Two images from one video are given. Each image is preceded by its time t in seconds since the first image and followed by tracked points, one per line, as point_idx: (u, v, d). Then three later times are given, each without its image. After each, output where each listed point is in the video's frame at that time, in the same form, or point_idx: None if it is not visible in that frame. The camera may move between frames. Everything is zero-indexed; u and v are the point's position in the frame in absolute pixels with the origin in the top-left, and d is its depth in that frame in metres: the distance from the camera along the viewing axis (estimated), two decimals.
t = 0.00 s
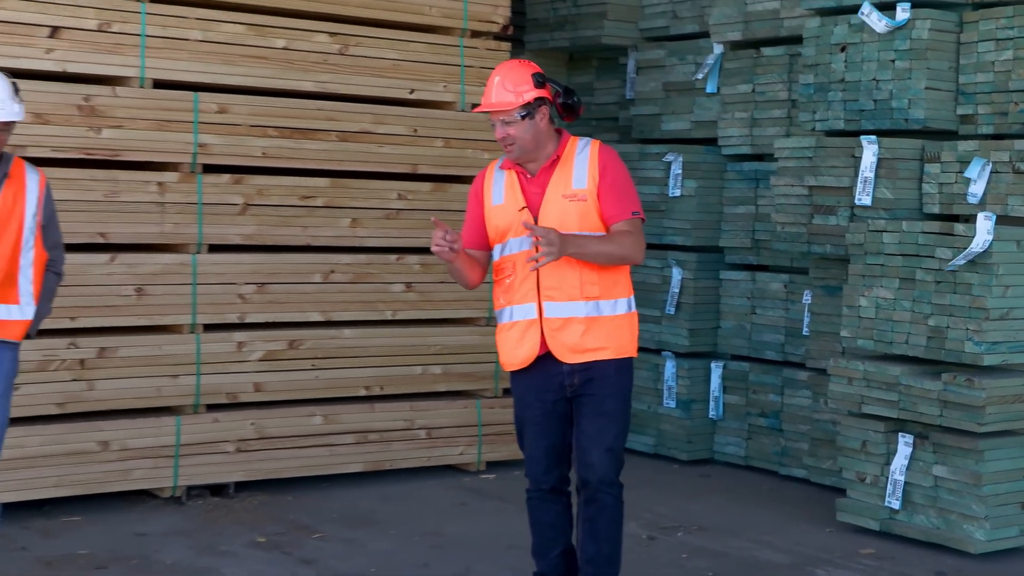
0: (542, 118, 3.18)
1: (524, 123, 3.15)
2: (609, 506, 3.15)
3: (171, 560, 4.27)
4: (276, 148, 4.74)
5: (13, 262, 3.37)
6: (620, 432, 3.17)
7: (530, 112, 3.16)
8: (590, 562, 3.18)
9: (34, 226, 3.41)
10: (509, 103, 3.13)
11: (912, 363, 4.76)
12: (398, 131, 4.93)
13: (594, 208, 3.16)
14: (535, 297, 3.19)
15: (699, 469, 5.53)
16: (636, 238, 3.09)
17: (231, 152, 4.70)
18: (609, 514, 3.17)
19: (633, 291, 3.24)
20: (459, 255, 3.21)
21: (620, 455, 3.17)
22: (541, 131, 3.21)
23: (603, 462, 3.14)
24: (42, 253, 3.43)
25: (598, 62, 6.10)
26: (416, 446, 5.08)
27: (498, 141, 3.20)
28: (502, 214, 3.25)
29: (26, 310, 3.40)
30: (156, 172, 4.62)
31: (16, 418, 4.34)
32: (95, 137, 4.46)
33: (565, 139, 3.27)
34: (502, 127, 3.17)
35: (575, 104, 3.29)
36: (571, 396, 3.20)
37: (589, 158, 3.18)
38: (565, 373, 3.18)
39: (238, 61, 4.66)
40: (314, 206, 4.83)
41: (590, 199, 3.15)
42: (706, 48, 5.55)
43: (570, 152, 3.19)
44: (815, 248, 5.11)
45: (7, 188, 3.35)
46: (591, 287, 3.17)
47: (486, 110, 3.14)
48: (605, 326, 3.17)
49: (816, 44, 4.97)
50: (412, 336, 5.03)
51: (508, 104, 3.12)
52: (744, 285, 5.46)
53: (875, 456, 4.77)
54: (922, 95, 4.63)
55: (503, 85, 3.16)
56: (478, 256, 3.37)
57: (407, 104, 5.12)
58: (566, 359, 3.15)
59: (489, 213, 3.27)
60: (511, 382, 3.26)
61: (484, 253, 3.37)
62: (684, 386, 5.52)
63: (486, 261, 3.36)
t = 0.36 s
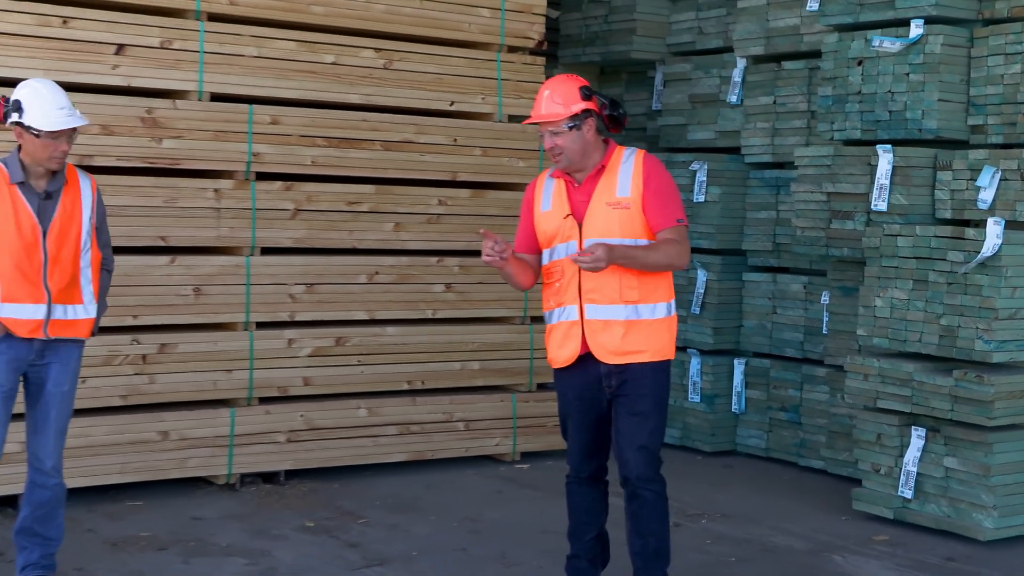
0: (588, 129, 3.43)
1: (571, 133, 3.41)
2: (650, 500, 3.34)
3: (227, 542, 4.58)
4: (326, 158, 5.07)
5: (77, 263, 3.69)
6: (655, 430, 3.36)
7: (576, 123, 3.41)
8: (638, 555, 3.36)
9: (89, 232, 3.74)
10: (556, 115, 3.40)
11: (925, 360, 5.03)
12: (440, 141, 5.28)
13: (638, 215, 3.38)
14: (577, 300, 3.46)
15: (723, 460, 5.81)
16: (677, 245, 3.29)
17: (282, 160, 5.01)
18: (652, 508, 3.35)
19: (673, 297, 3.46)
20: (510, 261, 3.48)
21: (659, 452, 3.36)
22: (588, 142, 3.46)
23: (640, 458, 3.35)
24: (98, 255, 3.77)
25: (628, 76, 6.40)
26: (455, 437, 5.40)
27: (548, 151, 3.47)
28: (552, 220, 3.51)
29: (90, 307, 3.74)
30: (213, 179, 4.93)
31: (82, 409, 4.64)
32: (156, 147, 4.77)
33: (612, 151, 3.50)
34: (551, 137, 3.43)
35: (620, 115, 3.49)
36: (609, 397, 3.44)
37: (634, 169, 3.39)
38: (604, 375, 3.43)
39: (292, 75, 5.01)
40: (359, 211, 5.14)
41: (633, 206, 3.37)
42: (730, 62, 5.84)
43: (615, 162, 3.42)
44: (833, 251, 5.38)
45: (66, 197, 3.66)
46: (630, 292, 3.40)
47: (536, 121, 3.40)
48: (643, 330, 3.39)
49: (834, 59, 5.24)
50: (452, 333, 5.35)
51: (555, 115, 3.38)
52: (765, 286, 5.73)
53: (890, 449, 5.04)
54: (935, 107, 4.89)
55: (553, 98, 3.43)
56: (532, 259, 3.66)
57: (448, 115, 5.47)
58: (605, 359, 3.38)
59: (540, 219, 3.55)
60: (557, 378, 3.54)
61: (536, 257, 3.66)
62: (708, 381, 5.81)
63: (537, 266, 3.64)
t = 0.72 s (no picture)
0: (645, 137, 3.67)
1: (627, 138, 3.65)
2: (674, 496, 3.61)
3: (266, 526, 4.91)
4: (359, 165, 5.40)
5: (110, 261, 3.89)
6: (681, 430, 3.63)
7: (634, 130, 3.64)
8: (660, 544, 3.64)
9: (116, 231, 3.94)
10: (617, 119, 3.64)
11: (925, 357, 5.33)
12: (467, 149, 5.62)
13: (681, 227, 3.59)
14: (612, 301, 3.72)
15: (733, 450, 6.13)
16: (714, 269, 3.51)
17: (319, 168, 5.35)
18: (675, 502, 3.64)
19: (709, 308, 3.66)
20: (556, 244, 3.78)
21: (683, 451, 3.63)
22: (644, 149, 3.70)
23: (665, 457, 3.62)
24: (123, 250, 4.01)
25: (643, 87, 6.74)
26: (482, 428, 5.77)
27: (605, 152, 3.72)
28: (601, 219, 3.79)
29: (122, 303, 3.95)
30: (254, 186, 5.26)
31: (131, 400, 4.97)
32: (202, 156, 5.10)
33: (667, 163, 3.72)
34: (609, 139, 3.68)
35: (678, 128, 3.69)
36: (636, 396, 3.70)
37: (681, 184, 3.60)
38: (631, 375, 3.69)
39: (327, 88, 5.35)
40: (391, 216, 5.48)
41: (678, 219, 3.59)
42: (740, 75, 6.18)
43: (666, 174, 3.65)
44: (837, 253, 5.69)
45: (98, 199, 3.84)
46: (660, 301, 3.63)
47: (597, 123, 3.65)
48: (672, 337, 3.62)
49: (838, 72, 5.55)
50: (477, 331, 5.69)
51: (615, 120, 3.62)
52: (774, 286, 6.04)
53: (891, 440, 5.35)
54: (934, 117, 5.19)
55: (618, 103, 3.66)
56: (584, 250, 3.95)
57: (475, 125, 5.84)
58: (631, 359, 3.65)
59: (593, 214, 3.84)
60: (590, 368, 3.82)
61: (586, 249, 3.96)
62: (720, 375, 6.13)
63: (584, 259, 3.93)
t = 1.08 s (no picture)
0: (671, 146, 3.99)
1: (655, 147, 3.97)
2: (686, 484, 3.96)
3: (305, 511, 5.27)
4: (393, 173, 5.77)
5: (144, 263, 4.04)
6: (691, 423, 3.95)
7: (662, 139, 3.97)
8: (673, 530, 3.98)
9: (148, 234, 4.08)
10: (646, 127, 3.96)
11: (926, 354, 5.65)
12: (493, 158, 6.00)
13: (697, 234, 3.92)
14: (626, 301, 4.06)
15: (743, 442, 6.47)
16: (725, 278, 3.84)
17: (354, 176, 5.72)
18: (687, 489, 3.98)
19: (715, 313, 3.98)
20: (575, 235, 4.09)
21: (692, 442, 3.97)
22: (669, 158, 4.03)
23: (676, 448, 3.96)
24: (154, 252, 4.15)
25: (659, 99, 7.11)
26: (506, 420, 6.15)
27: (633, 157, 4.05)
28: (623, 218, 4.12)
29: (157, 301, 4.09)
30: (293, 193, 5.60)
31: (179, 392, 5.31)
32: (245, 164, 5.45)
33: (687, 173, 4.04)
34: (638, 145, 4.00)
35: (704, 141, 4.01)
36: (647, 391, 4.03)
37: (699, 195, 3.92)
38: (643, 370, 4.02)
39: (363, 101, 5.73)
40: (422, 221, 5.85)
41: (695, 226, 3.92)
42: (751, 88, 6.56)
43: (687, 183, 3.97)
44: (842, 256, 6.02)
45: (132, 205, 4.00)
46: (670, 302, 3.97)
47: (628, 128, 3.98)
48: (681, 337, 3.96)
49: (843, 85, 5.88)
50: (502, 328, 6.07)
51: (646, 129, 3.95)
52: (782, 287, 6.38)
53: (893, 432, 5.69)
54: (934, 128, 5.50)
55: (649, 113, 3.98)
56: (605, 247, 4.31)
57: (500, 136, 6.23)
58: (640, 353, 4.00)
59: (616, 214, 4.18)
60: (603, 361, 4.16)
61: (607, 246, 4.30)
62: (731, 371, 6.46)
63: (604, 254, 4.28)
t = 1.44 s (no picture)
0: (654, 154, 4.36)
1: (638, 154, 4.34)
2: (681, 469, 4.35)
3: (333, 496, 5.65)
4: (415, 180, 6.17)
5: (183, 267, 4.21)
6: (678, 411, 4.33)
7: (645, 146, 4.34)
8: (674, 513, 4.38)
9: (189, 240, 4.25)
10: (631, 135, 4.33)
11: (915, 350, 6.01)
12: (509, 166, 6.40)
13: (681, 235, 4.30)
14: (615, 298, 4.43)
15: (743, 432, 6.86)
16: (709, 277, 4.23)
17: (379, 183, 6.12)
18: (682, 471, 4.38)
19: (697, 309, 4.37)
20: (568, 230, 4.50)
21: (683, 428, 4.35)
22: (652, 164, 4.41)
23: (668, 436, 4.34)
24: (193, 254, 4.32)
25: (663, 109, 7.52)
26: (521, 411, 6.56)
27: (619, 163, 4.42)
28: (610, 220, 4.49)
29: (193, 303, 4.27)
30: (321, 199, 6.00)
31: (216, 385, 5.69)
32: (277, 172, 5.84)
33: (670, 180, 4.43)
34: (623, 151, 4.38)
35: (684, 150, 4.39)
36: (638, 381, 4.42)
37: (683, 200, 4.30)
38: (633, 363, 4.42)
39: (388, 112, 6.14)
40: (441, 225, 6.24)
41: (679, 228, 4.30)
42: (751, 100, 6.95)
43: (671, 188, 4.36)
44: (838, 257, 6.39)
45: (176, 212, 4.16)
46: (658, 298, 4.34)
47: (615, 136, 4.35)
48: (668, 330, 4.33)
49: (838, 96, 6.26)
50: (517, 325, 6.48)
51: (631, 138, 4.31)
52: (780, 287, 6.77)
53: (884, 423, 6.06)
54: (924, 137, 5.86)
55: (635, 122, 4.35)
56: (590, 246, 4.67)
57: (515, 145, 6.63)
58: (631, 347, 4.36)
59: (602, 215, 4.54)
60: (596, 355, 4.55)
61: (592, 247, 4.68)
62: (732, 365, 6.86)
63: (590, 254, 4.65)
